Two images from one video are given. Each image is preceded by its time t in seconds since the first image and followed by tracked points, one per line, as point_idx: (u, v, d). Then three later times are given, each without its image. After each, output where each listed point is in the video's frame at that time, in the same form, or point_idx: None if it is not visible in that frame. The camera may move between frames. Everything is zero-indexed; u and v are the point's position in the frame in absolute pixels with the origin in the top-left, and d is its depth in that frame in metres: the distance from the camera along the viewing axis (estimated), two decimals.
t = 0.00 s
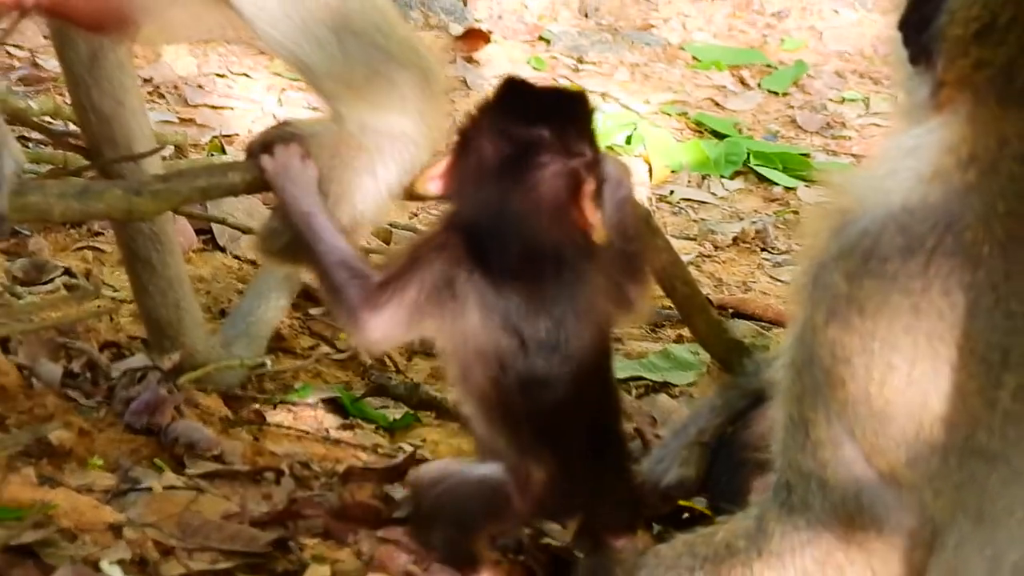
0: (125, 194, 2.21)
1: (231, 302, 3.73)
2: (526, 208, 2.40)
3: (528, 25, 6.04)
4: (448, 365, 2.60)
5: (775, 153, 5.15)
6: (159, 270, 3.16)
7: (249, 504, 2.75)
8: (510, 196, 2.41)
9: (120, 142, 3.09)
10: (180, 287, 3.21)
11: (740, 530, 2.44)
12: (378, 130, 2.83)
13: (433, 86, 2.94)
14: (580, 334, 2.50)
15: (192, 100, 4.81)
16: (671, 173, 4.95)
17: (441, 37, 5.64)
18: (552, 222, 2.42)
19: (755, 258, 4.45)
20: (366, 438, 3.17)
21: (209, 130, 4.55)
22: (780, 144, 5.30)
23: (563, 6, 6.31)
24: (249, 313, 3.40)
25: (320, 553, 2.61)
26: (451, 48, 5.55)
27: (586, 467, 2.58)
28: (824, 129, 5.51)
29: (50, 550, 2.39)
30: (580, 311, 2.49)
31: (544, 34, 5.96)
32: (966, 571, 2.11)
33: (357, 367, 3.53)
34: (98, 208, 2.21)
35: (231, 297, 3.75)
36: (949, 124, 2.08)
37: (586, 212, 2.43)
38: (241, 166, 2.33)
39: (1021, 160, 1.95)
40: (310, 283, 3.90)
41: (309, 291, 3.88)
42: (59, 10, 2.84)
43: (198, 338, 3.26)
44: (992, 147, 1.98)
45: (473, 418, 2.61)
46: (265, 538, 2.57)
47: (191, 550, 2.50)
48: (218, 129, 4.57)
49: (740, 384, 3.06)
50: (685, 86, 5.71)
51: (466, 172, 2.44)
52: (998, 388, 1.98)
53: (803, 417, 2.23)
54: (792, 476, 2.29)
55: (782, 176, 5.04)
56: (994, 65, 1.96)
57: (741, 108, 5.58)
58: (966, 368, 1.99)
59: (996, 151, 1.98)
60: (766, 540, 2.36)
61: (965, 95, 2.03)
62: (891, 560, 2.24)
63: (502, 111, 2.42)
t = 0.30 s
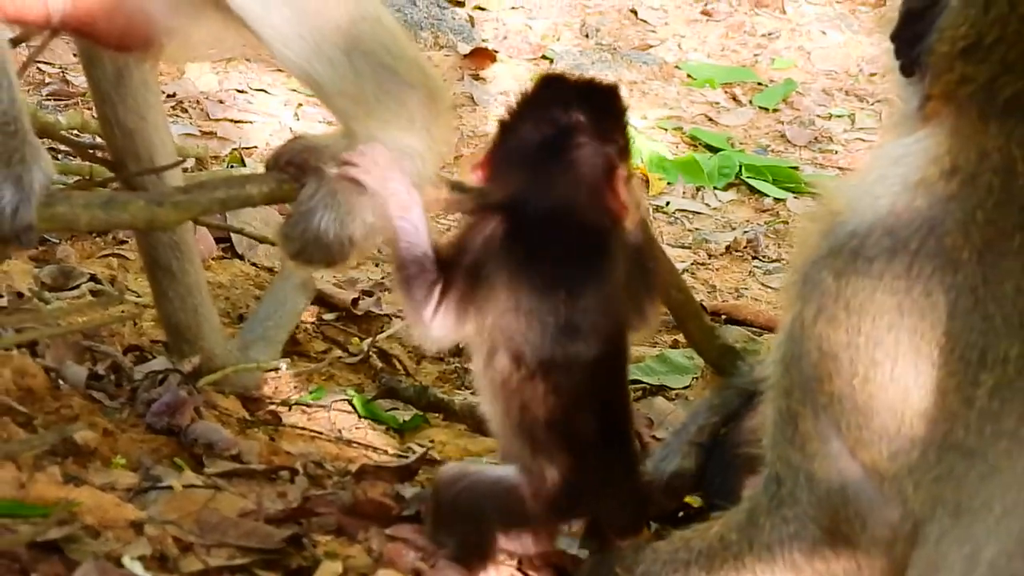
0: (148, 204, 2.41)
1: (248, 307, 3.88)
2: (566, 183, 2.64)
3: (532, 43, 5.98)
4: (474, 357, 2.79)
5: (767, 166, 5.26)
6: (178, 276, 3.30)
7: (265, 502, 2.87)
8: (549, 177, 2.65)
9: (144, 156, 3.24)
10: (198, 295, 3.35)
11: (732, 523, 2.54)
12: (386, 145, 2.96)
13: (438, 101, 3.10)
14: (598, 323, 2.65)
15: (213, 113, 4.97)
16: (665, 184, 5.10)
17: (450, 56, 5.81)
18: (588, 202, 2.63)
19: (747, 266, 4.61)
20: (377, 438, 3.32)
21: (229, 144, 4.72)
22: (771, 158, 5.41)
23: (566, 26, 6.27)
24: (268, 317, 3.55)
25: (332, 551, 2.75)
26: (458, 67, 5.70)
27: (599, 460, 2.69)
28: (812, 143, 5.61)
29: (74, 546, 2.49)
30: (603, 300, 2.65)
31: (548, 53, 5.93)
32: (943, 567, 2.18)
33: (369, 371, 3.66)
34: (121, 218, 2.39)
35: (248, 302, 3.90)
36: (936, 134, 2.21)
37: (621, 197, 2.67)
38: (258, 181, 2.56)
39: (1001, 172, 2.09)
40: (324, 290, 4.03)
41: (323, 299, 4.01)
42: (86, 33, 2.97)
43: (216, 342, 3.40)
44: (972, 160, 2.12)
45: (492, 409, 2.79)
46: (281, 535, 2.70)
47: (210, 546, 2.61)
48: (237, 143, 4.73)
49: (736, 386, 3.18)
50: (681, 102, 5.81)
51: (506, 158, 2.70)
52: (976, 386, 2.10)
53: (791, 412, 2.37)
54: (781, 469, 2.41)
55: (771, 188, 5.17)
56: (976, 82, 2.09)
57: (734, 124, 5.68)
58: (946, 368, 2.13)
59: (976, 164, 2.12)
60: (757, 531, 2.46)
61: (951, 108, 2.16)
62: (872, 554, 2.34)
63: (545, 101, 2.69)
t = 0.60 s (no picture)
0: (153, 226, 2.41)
1: (254, 327, 3.89)
2: (577, 202, 2.60)
3: (539, 62, 5.96)
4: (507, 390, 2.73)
5: (773, 185, 5.21)
6: (182, 296, 3.30)
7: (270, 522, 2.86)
8: (558, 200, 2.60)
9: (148, 177, 3.24)
10: (203, 315, 3.35)
11: (737, 537, 2.46)
12: (394, 166, 2.98)
13: (438, 121, 3.13)
14: (626, 342, 2.58)
15: (220, 133, 4.99)
16: (672, 204, 5.09)
17: (457, 75, 5.82)
18: (603, 219, 2.59)
19: (753, 285, 4.59)
20: (381, 459, 3.31)
21: (236, 163, 4.74)
22: (778, 177, 5.33)
23: (572, 46, 6.16)
24: (272, 338, 3.55)
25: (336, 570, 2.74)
26: (464, 86, 5.71)
27: (628, 482, 2.61)
28: (818, 162, 5.48)
29: (78, 568, 2.48)
30: (626, 315, 2.59)
31: (554, 72, 5.88)
32: None
33: (373, 391, 3.63)
34: (127, 238, 2.39)
35: (254, 322, 3.92)
36: (934, 149, 2.20)
37: (633, 207, 2.64)
38: (263, 202, 2.57)
39: (999, 194, 2.08)
40: (330, 310, 4.02)
41: (329, 319, 4.00)
42: (93, 57, 2.99)
43: (222, 363, 3.40)
44: (971, 176, 2.11)
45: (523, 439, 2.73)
46: (285, 555, 2.70)
47: (215, 566, 2.61)
48: (244, 162, 4.75)
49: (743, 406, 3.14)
50: (687, 121, 5.70)
51: (513, 189, 2.64)
52: (970, 402, 2.09)
53: (793, 423, 2.31)
54: (784, 482, 2.35)
55: (777, 207, 5.12)
56: (977, 100, 2.10)
57: (740, 142, 5.57)
58: (944, 383, 2.10)
59: (975, 181, 2.10)
60: (759, 546, 2.40)
61: (951, 124, 2.16)
62: (873, 568, 2.30)
63: (538, 121, 2.64)
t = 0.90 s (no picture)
0: (155, 244, 2.41)
1: (256, 346, 3.90)
2: (565, 196, 2.83)
3: (542, 81, 5.98)
4: (504, 379, 2.97)
5: (777, 205, 5.20)
6: (184, 320, 3.30)
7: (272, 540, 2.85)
8: (550, 192, 2.84)
9: (148, 197, 3.25)
10: (204, 337, 3.35)
11: (737, 549, 2.44)
12: (395, 180, 3.00)
13: (440, 136, 3.14)
14: (612, 343, 2.78)
15: (224, 152, 5.01)
16: (676, 223, 5.09)
17: (461, 94, 5.84)
18: (592, 216, 2.82)
19: (757, 303, 4.59)
20: (383, 476, 3.30)
21: (240, 182, 4.76)
22: (782, 196, 5.33)
23: (576, 65, 6.18)
24: (275, 356, 3.54)
25: None
26: (468, 105, 5.73)
27: (629, 480, 2.78)
28: (822, 181, 5.47)
29: None
30: (617, 316, 2.78)
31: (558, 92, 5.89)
32: None
33: (376, 410, 3.62)
34: (128, 256, 2.39)
35: (256, 341, 3.92)
36: (935, 157, 2.21)
37: (622, 207, 2.85)
38: (264, 220, 2.58)
39: (993, 203, 2.08)
40: (332, 328, 4.02)
41: (331, 337, 4.00)
42: (93, 75, 3.01)
43: (223, 384, 3.40)
44: (967, 185, 2.12)
45: (522, 430, 2.94)
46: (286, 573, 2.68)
47: None
48: (248, 181, 4.77)
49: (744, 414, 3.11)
50: (691, 140, 5.70)
51: (507, 179, 2.90)
52: (963, 409, 2.09)
53: (792, 429, 2.31)
54: (783, 488, 2.35)
55: (780, 226, 5.11)
56: (977, 107, 2.12)
57: (744, 161, 5.58)
58: (936, 388, 2.11)
59: (971, 189, 2.11)
60: (759, 554, 2.38)
61: (951, 132, 2.17)
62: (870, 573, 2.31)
63: (534, 118, 2.89)
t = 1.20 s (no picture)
0: (151, 253, 2.43)
1: (252, 355, 3.91)
2: (565, 198, 2.88)
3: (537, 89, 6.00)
4: (503, 384, 2.92)
5: (772, 214, 5.20)
6: (179, 330, 3.30)
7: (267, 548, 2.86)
8: (548, 194, 2.89)
9: (143, 207, 3.26)
10: (199, 347, 3.35)
11: (731, 552, 2.45)
12: (390, 191, 3.02)
13: (435, 144, 3.11)
14: (613, 348, 2.77)
15: (219, 161, 5.01)
16: (671, 232, 5.10)
17: (457, 104, 5.84)
18: (589, 218, 2.87)
19: (752, 313, 4.60)
20: (378, 485, 3.31)
21: (235, 192, 4.77)
22: (777, 205, 5.33)
23: (572, 74, 6.19)
24: (270, 365, 3.54)
25: None
26: (464, 114, 5.74)
27: (627, 480, 2.80)
28: (817, 190, 5.47)
29: None
30: (618, 320, 2.78)
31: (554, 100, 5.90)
32: None
33: (371, 419, 3.63)
34: (124, 266, 2.40)
35: (252, 350, 3.93)
36: (927, 160, 2.23)
37: (622, 208, 2.92)
38: (260, 230, 2.58)
39: (983, 204, 2.11)
40: (328, 337, 4.03)
41: (327, 346, 4.01)
42: (90, 83, 3.04)
43: (218, 394, 3.41)
44: (958, 185, 2.14)
45: (521, 436, 2.92)
46: None
47: None
48: (243, 191, 4.78)
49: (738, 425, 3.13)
50: (687, 149, 5.70)
51: (506, 182, 2.94)
52: (951, 409, 2.10)
53: (784, 428, 2.31)
54: (776, 489, 2.35)
55: (776, 235, 5.11)
56: (969, 110, 2.18)
57: (740, 170, 5.59)
58: (925, 388, 2.11)
59: (961, 190, 2.13)
60: (751, 555, 2.39)
61: (943, 132, 2.22)
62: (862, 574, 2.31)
63: (531, 121, 2.93)
